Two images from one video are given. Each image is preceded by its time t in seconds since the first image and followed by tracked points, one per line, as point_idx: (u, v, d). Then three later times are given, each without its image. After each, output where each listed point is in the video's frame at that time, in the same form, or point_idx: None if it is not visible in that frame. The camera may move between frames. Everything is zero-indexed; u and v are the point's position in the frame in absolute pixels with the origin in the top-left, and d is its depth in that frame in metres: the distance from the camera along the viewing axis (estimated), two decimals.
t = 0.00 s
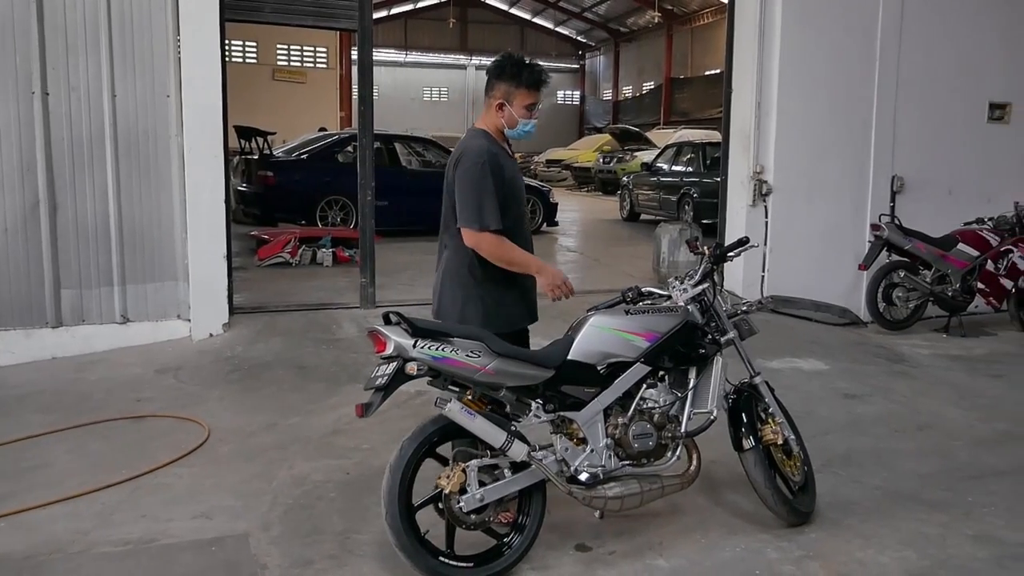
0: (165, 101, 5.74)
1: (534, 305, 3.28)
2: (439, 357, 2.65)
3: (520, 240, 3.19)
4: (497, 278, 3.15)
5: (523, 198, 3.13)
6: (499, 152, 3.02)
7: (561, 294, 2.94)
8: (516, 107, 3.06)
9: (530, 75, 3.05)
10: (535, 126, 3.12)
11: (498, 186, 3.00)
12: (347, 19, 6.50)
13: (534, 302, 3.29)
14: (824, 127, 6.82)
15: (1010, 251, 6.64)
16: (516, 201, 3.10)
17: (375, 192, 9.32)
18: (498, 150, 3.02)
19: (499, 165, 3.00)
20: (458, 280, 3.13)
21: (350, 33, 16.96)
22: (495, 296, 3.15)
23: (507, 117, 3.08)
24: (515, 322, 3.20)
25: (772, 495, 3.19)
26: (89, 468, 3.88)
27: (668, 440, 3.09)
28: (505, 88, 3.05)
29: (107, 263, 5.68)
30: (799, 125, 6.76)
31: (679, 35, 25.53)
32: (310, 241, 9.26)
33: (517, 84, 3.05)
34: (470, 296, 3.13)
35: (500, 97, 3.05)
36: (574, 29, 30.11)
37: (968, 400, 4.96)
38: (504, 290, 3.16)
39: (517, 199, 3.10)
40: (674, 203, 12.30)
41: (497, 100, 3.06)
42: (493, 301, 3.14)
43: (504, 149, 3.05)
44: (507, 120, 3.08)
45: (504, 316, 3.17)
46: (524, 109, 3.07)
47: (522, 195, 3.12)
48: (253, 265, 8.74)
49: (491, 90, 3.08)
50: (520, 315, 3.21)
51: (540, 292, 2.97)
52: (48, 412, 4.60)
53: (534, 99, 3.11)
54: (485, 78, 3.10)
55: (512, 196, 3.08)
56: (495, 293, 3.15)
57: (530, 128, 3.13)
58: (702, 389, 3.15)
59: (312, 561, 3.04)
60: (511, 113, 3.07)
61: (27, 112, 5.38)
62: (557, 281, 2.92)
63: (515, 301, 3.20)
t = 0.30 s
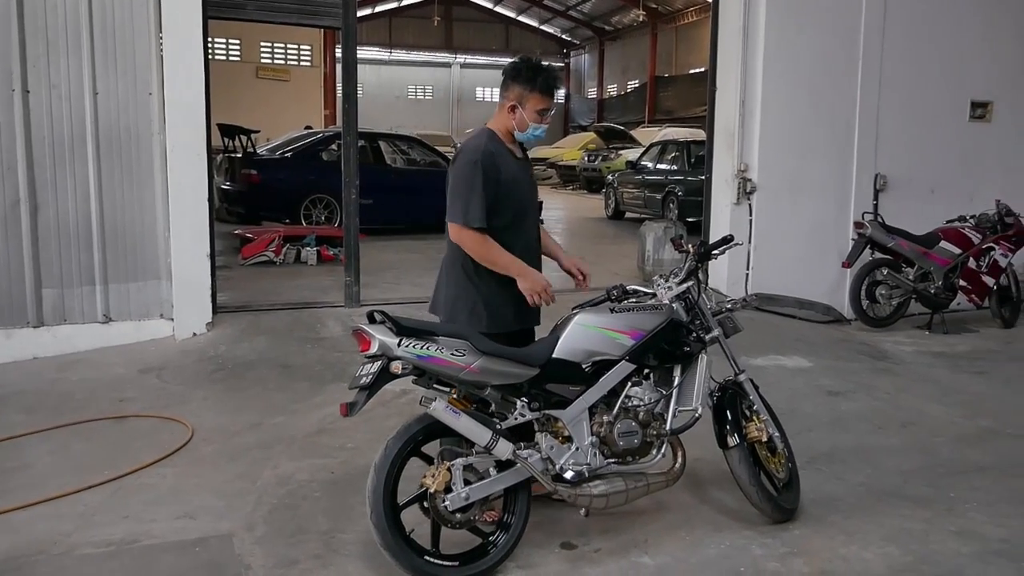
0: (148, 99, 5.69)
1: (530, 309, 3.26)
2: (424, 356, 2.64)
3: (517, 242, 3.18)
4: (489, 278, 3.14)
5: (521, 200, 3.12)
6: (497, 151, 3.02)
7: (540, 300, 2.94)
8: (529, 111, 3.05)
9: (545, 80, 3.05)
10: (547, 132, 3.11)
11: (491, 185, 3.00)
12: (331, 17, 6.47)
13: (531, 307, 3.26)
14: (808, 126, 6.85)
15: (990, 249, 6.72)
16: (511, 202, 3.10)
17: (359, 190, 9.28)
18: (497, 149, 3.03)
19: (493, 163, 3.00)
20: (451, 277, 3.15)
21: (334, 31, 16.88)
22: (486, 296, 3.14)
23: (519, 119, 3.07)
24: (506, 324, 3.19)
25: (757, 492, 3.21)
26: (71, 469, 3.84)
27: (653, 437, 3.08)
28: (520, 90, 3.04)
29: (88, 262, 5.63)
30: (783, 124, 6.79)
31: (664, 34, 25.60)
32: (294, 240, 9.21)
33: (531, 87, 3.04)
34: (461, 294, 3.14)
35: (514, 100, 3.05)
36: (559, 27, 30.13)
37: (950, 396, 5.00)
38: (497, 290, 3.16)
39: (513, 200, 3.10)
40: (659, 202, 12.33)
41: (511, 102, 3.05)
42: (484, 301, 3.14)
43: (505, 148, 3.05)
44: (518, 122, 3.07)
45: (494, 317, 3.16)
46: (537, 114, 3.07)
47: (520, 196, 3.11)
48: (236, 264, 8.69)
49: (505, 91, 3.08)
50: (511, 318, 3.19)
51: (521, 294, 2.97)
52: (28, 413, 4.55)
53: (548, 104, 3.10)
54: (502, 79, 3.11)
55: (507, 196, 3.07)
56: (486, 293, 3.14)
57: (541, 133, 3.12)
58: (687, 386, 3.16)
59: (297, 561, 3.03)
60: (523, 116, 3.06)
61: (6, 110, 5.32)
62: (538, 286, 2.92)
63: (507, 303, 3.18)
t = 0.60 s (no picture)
0: (135, 99, 5.65)
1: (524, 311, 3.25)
2: (412, 356, 2.63)
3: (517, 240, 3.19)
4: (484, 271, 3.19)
5: (526, 199, 3.14)
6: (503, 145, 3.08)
7: (519, 292, 2.87)
8: (551, 112, 3.05)
9: (569, 80, 3.04)
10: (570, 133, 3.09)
11: (490, 175, 3.05)
12: (320, 16, 6.44)
13: (527, 310, 3.25)
14: (796, 125, 6.87)
15: (978, 248, 6.74)
16: (512, 199, 3.13)
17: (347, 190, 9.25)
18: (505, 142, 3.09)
19: (495, 156, 3.06)
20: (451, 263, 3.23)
21: (322, 31, 16.81)
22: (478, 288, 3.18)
23: (541, 119, 3.07)
24: (496, 321, 3.20)
25: (745, 491, 3.21)
26: (57, 470, 3.81)
27: (642, 437, 3.09)
28: (543, 90, 3.06)
29: (75, 262, 5.59)
30: (771, 124, 6.81)
31: (653, 34, 25.63)
32: (282, 239, 9.17)
33: (554, 87, 3.05)
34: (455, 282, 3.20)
35: (536, 98, 3.06)
36: (548, 27, 30.13)
37: (937, 395, 5.03)
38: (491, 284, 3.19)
39: (515, 195, 3.12)
40: (648, 201, 12.35)
41: (535, 101, 3.07)
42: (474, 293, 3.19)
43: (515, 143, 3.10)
44: (540, 121, 3.07)
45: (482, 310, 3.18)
46: (559, 116, 3.06)
47: (525, 194, 3.13)
48: (224, 264, 8.64)
49: (531, 90, 3.10)
50: (500, 315, 3.20)
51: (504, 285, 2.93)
52: (14, 414, 4.51)
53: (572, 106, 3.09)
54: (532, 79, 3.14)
55: (507, 191, 3.11)
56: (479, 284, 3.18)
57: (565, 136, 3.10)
58: (676, 386, 3.17)
59: (285, 562, 3.01)
60: (545, 115, 3.06)
61: None
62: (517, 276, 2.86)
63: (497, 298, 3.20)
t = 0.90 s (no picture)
0: (129, 98, 5.63)
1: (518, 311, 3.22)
2: (409, 356, 2.62)
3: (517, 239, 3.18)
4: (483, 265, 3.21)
5: (528, 198, 3.14)
6: (512, 142, 3.12)
7: (506, 271, 2.90)
8: (560, 103, 3.03)
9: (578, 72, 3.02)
10: (580, 125, 3.03)
11: (490, 169, 3.10)
12: (316, 16, 6.43)
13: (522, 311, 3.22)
14: (791, 125, 6.87)
15: (973, 247, 6.77)
16: (512, 196, 3.13)
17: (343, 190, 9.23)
18: (515, 139, 3.13)
19: (500, 151, 3.10)
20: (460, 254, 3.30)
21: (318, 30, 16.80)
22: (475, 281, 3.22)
23: (550, 112, 3.06)
24: (489, 317, 3.22)
25: (742, 490, 3.21)
26: (53, 470, 3.80)
27: (639, 437, 3.08)
28: (552, 84, 3.06)
29: (70, 262, 5.57)
30: (767, 124, 6.81)
31: (648, 33, 25.62)
32: (278, 239, 9.15)
33: (560, 79, 3.03)
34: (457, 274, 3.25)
35: (547, 93, 3.07)
36: (544, 27, 30.12)
37: (933, 394, 5.03)
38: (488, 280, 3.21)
39: (518, 194, 3.13)
40: (644, 201, 12.35)
41: (547, 95, 3.08)
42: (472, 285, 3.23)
43: (524, 140, 3.13)
44: (550, 114, 3.06)
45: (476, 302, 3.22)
46: (568, 106, 3.03)
47: (527, 193, 3.13)
48: (219, 264, 8.62)
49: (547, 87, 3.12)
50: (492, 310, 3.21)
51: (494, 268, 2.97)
52: (9, 414, 4.50)
53: (584, 98, 3.04)
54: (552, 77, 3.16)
55: (508, 187, 3.12)
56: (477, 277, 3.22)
57: (575, 126, 3.03)
58: (673, 385, 3.16)
59: (282, 562, 3.00)
60: (553, 108, 3.05)
61: None
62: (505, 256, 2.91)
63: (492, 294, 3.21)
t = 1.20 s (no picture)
0: (129, 97, 5.63)
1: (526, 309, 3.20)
2: (409, 355, 2.61)
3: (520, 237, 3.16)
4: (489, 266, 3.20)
5: (527, 195, 3.12)
6: (509, 141, 3.14)
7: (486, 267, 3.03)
8: (543, 94, 3.03)
9: (557, 60, 3.01)
10: (564, 112, 3.01)
11: (487, 170, 3.12)
12: (315, 15, 6.42)
13: (531, 309, 3.21)
14: (792, 124, 6.87)
15: (974, 247, 6.77)
16: (511, 194, 3.13)
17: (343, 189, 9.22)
18: (511, 139, 3.14)
19: (496, 151, 3.12)
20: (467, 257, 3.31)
21: (318, 30, 16.80)
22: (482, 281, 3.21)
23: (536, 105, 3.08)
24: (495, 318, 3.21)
25: (743, 490, 3.20)
26: (52, 470, 3.79)
27: (640, 436, 3.08)
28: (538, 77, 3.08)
29: (69, 261, 5.56)
30: (767, 123, 6.81)
31: (648, 33, 25.61)
32: (277, 238, 9.13)
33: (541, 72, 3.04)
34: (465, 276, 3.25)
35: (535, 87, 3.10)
36: (543, 27, 30.10)
37: (934, 394, 5.03)
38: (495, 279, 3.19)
39: (516, 192, 3.13)
40: (644, 200, 12.35)
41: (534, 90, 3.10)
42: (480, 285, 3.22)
43: (521, 139, 3.14)
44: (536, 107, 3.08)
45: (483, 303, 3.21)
46: (550, 95, 3.02)
47: (525, 190, 3.12)
48: (219, 263, 8.61)
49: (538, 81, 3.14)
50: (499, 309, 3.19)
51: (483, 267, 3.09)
52: (8, 414, 4.49)
53: (565, 85, 3.02)
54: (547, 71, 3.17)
55: (506, 186, 3.13)
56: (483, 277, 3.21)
57: (558, 115, 3.01)
58: (673, 384, 3.15)
59: (281, 562, 2.99)
60: (538, 100, 3.06)
61: None
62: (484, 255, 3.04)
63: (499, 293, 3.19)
